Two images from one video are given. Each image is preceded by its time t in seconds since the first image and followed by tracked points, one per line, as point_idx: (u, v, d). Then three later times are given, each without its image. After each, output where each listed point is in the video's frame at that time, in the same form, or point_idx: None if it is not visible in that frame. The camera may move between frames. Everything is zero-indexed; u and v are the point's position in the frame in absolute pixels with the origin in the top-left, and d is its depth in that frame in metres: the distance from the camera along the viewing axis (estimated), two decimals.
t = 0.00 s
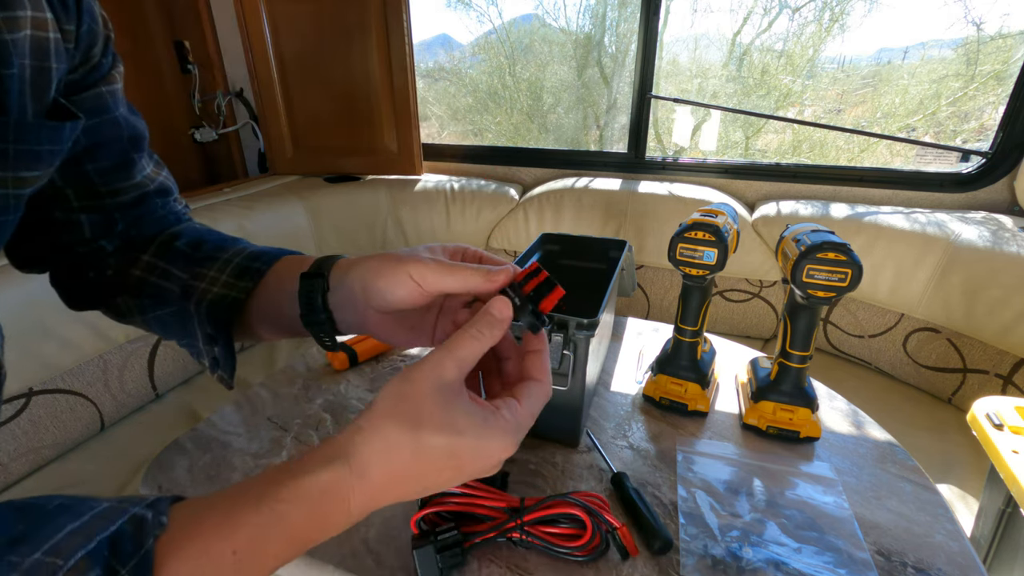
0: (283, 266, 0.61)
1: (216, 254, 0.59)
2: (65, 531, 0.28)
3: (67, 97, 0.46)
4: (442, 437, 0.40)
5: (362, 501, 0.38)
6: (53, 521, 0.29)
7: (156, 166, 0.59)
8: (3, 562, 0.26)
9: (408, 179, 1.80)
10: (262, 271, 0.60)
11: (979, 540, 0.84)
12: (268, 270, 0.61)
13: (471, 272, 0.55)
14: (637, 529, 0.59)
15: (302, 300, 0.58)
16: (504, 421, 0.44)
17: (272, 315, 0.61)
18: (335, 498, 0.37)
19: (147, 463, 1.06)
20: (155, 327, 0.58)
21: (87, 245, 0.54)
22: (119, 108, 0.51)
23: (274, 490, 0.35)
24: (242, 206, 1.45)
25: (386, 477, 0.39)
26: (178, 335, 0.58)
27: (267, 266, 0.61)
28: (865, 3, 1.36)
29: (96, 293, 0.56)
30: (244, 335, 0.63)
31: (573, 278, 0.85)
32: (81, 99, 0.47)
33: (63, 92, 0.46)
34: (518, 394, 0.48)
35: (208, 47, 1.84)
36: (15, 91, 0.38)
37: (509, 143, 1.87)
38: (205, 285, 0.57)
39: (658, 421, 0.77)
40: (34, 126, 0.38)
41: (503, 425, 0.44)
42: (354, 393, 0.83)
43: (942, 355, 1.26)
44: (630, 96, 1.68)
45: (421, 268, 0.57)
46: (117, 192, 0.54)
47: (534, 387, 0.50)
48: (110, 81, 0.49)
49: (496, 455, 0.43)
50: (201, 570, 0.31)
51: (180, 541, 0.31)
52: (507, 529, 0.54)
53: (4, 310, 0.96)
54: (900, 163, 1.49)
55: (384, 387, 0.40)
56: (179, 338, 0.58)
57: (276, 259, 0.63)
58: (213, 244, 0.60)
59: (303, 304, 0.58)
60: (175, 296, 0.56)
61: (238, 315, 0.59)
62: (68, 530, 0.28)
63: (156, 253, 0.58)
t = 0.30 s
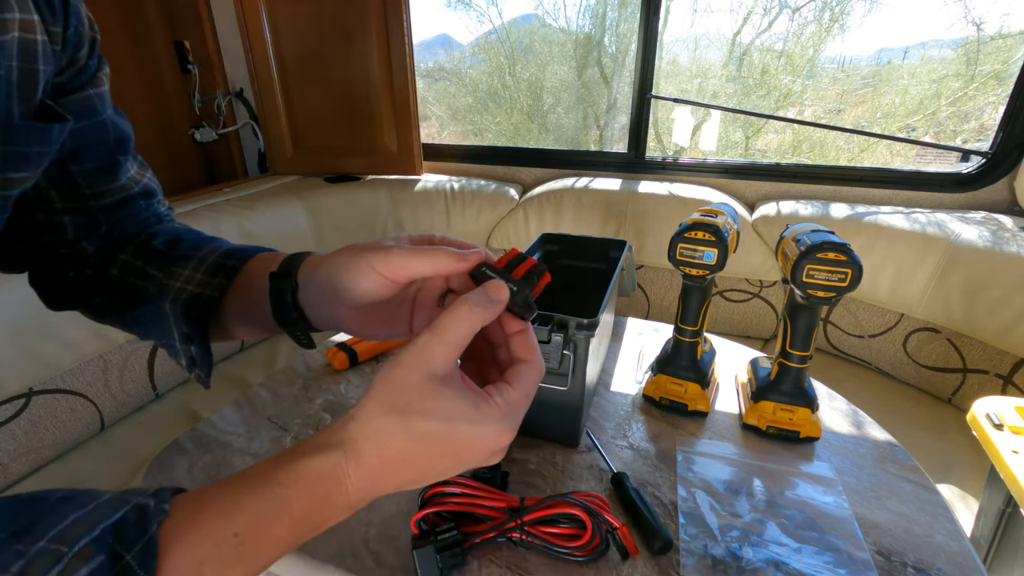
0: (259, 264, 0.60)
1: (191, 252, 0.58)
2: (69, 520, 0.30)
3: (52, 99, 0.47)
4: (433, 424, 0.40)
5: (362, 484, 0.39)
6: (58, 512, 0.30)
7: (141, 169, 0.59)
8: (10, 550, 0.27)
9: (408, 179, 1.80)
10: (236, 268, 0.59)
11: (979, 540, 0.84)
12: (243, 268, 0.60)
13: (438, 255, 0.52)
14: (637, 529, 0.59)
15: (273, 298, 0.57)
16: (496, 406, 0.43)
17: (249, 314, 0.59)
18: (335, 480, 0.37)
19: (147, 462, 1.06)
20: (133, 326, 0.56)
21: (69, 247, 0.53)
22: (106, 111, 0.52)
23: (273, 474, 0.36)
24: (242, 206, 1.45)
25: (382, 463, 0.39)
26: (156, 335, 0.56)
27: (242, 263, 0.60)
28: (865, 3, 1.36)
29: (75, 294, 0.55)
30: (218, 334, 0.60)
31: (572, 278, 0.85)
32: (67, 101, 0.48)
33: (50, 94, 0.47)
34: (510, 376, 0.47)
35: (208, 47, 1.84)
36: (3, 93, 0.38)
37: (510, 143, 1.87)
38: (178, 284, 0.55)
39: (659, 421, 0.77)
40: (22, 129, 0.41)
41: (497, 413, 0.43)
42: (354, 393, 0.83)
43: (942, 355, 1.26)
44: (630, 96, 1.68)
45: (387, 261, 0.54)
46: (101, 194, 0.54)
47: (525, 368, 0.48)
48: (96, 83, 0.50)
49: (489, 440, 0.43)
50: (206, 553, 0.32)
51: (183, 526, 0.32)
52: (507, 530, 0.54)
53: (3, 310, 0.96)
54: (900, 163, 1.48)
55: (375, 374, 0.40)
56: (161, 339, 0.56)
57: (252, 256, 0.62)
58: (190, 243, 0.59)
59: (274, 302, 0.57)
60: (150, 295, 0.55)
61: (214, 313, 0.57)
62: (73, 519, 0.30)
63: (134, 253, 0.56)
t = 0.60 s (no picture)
0: (245, 270, 0.60)
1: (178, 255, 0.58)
2: (77, 512, 0.30)
3: (47, 101, 0.47)
4: (433, 419, 0.40)
5: (362, 474, 0.39)
6: (66, 503, 0.30)
7: (135, 170, 0.59)
8: (21, 541, 0.27)
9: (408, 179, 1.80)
10: (223, 273, 0.59)
11: (979, 540, 0.84)
12: (230, 272, 0.60)
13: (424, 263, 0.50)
14: (637, 529, 0.59)
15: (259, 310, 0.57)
16: (495, 401, 0.43)
17: (235, 321, 0.59)
18: (336, 472, 0.38)
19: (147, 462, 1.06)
20: (125, 331, 0.56)
21: (61, 248, 0.54)
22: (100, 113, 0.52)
23: (276, 467, 0.36)
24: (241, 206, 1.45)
25: (382, 455, 0.39)
26: (146, 339, 0.56)
27: (228, 268, 0.60)
28: (865, 3, 1.36)
29: (67, 295, 0.55)
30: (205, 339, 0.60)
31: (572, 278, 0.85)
32: (62, 103, 0.48)
33: (44, 96, 0.47)
34: (508, 370, 0.47)
35: (208, 47, 1.84)
36: None
37: (509, 143, 1.87)
38: (166, 287, 0.55)
39: (658, 421, 0.77)
40: (18, 131, 0.41)
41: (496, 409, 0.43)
42: (354, 392, 0.83)
43: (942, 355, 1.26)
44: (630, 96, 1.68)
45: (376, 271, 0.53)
46: (95, 196, 0.54)
47: (522, 361, 0.48)
48: (90, 84, 0.50)
49: (487, 434, 0.43)
50: (213, 543, 0.32)
51: (189, 517, 0.32)
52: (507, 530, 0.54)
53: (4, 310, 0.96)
54: (900, 163, 1.49)
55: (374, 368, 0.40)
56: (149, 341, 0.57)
57: (240, 261, 0.62)
58: (179, 246, 0.59)
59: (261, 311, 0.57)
60: (139, 298, 0.55)
61: (201, 318, 0.57)
62: (80, 510, 0.30)
63: (124, 255, 0.56)
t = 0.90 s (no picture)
0: (239, 270, 0.59)
1: (172, 256, 0.57)
2: (86, 520, 0.30)
3: (44, 103, 0.48)
4: (440, 434, 0.40)
5: (370, 488, 0.40)
6: (74, 512, 0.30)
7: (134, 169, 0.59)
8: (31, 550, 0.27)
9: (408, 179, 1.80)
10: (217, 274, 0.58)
11: (979, 540, 0.84)
12: (224, 273, 0.59)
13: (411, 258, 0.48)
14: (637, 529, 0.59)
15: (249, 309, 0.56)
16: (500, 417, 0.44)
17: (230, 320, 0.58)
18: (344, 488, 0.38)
19: (147, 462, 1.06)
20: (120, 330, 0.56)
21: (59, 250, 0.54)
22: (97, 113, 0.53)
23: (283, 480, 0.36)
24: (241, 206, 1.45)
25: (388, 471, 0.40)
26: (142, 337, 0.56)
27: (221, 269, 0.59)
28: (865, 3, 1.36)
29: (66, 296, 0.55)
30: (205, 339, 0.60)
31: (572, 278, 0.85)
32: (59, 105, 0.49)
33: (41, 98, 0.48)
34: (513, 384, 0.48)
35: (208, 47, 1.85)
36: None
37: (509, 143, 1.87)
38: (159, 290, 0.55)
39: (658, 421, 0.77)
40: (13, 133, 0.41)
41: (501, 426, 0.44)
42: (354, 392, 0.83)
43: (941, 355, 1.26)
44: (630, 96, 1.68)
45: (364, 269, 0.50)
46: (93, 197, 0.54)
47: (527, 375, 0.48)
48: (88, 85, 0.51)
49: (493, 449, 0.44)
50: (219, 555, 0.32)
51: (195, 527, 0.32)
52: (507, 531, 0.54)
53: (4, 310, 0.96)
54: (900, 163, 1.49)
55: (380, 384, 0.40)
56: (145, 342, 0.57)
57: (234, 262, 0.61)
58: (174, 247, 0.59)
59: (260, 321, 0.57)
60: (134, 300, 0.54)
61: (196, 321, 0.57)
62: (89, 519, 0.30)
63: (120, 256, 0.56)
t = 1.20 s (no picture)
0: (231, 275, 0.59)
1: (166, 256, 0.57)
2: (109, 523, 0.31)
3: (41, 97, 0.48)
4: (459, 438, 0.41)
5: (394, 494, 0.40)
6: (96, 515, 0.32)
7: (133, 165, 0.59)
8: (54, 554, 0.29)
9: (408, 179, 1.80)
10: (208, 276, 0.58)
11: (979, 540, 0.84)
12: (215, 275, 0.58)
13: (401, 301, 0.50)
14: (637, 529, 0.59)
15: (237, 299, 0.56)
16: (519, 416, 0.45)
17: (223, 319, 0.59)
18: (364, 496, 0.38)
19: (147, 462, 1.06)
20: (119, 329, 0.57)
21: (59, 246, 0.53)
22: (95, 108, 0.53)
23: (302, 489, 0.36)
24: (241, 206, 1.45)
25: (408, 476, 0.40)
26: (142, 337, 0.57)
27: (212, 272, 0.58)
28: (865, 3, 1.36)
29: (62, 293, 0.55)
30: (195, 337, 0.60)
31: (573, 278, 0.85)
32: (55, 100, 0.49)
33: (39, 93, 0.48)
34: (528, 381, 0.48)
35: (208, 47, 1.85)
36: None
37: (509, 143, 1.87)
38: (151, 292, 0.54)
39: (658, 421, 0.77)
40: (12, 128, 0.40)
41: (519, 422, 0.44)
42: (354, 393, 0.83)
43: (941, 355, 1.26)
44: (630, 96, 1.68)
45: (355, 305, 0.54)
46: (91, 193, 0.54)
47: (540, 369, 0.49)
48: (86, 79, 0.51)
49: (513, 447, 0.45)
50: (240, 563, 0.34)
51: (214, 533, 0.34)
52: (508, 531, 0.54)
53: (4, 310, 0.96)
54: (900, 163, 1.49)
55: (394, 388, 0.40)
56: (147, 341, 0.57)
57: (226, 263, 0.61)
58: (168, 246, 0.58)
59: (263, 334, 0.58)
60: (128, 302, 0.55)
61: (188, 321, 0.57)
62: (111, 522, 0.32)
63: (116, 254, 0.56)
